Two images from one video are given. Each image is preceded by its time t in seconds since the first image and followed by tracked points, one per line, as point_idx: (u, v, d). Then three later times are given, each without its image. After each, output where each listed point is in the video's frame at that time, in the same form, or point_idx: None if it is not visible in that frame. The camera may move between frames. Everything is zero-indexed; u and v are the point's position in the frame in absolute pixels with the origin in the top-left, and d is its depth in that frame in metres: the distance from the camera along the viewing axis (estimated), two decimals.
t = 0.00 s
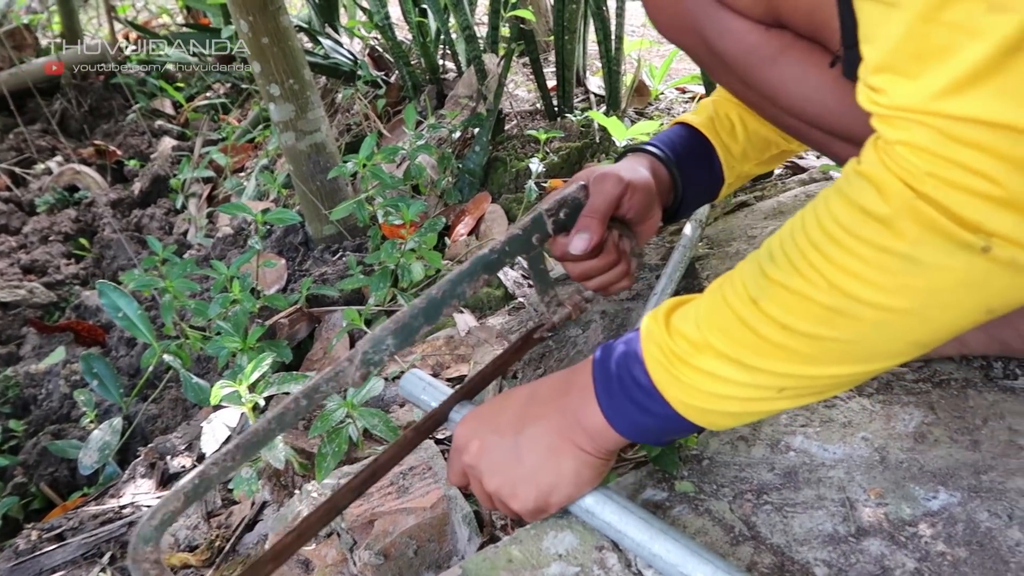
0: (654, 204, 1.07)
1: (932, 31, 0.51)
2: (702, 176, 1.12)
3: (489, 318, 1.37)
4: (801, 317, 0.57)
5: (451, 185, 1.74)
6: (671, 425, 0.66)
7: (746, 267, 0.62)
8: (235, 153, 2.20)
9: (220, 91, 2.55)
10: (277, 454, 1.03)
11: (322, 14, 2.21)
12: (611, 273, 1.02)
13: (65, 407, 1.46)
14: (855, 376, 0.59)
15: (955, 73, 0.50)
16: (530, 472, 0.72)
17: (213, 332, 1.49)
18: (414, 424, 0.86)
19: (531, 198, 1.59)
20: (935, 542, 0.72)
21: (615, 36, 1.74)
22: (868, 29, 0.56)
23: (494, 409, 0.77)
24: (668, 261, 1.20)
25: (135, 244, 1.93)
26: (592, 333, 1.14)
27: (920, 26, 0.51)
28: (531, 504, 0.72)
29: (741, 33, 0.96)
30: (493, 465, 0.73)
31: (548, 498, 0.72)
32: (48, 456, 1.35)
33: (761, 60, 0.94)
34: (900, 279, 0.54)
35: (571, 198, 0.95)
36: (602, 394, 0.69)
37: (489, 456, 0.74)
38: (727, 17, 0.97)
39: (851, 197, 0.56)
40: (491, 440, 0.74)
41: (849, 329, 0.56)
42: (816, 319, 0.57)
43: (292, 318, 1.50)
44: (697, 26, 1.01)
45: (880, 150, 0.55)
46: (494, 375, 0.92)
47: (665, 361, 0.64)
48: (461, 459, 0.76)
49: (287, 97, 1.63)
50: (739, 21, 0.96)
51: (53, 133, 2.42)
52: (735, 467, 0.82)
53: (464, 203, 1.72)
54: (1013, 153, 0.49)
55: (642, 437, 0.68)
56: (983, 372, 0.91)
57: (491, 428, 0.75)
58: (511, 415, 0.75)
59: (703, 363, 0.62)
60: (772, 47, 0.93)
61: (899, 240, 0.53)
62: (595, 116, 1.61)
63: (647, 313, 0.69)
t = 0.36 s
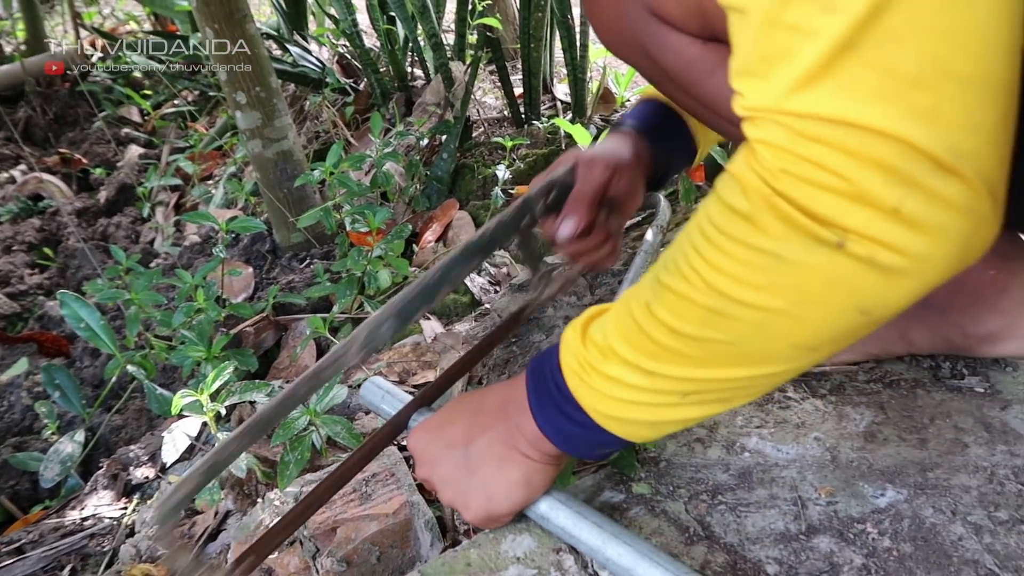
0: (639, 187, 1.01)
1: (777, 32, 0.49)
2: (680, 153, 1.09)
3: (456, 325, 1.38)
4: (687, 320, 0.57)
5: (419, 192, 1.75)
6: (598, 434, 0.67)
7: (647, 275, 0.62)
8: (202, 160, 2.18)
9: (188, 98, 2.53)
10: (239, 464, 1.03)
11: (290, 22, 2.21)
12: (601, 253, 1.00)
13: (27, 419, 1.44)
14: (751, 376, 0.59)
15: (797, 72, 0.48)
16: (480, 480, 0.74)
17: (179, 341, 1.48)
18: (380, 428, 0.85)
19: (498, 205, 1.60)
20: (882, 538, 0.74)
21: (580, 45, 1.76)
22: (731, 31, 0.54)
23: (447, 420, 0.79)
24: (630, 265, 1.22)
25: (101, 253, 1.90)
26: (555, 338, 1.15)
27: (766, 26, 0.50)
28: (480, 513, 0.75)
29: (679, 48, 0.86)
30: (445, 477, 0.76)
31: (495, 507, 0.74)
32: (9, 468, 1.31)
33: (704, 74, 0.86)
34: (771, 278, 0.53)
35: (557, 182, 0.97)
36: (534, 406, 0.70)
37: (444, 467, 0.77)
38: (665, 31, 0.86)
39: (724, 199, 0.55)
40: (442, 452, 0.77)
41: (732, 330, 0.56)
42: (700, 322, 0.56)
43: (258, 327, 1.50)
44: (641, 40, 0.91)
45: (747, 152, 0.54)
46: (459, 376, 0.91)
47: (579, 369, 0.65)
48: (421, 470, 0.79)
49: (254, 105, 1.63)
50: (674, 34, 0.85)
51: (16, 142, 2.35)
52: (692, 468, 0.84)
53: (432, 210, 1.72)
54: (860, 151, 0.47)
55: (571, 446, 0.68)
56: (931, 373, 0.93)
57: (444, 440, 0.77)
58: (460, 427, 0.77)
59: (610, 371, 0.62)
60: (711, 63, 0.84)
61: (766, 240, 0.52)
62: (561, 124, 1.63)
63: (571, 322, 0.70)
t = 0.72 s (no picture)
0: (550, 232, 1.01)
1: (732, 14, 0.49)
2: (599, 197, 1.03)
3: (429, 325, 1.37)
4: (644, 307, 0.57)
5: (393, 192, 1.74)
6: (560, 433, 0.67)
7: (609, 263, 0.62)
8: (175, 160, 2.16)
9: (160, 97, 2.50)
10: (208, 467, 1.03)
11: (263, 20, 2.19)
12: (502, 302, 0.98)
13: None
14: (708, 364, 0.59)
15: (751, 53, 0.48)
16: (441, 482, 0.74)
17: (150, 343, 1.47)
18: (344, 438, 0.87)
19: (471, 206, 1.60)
20: (845, 534, 0.75)
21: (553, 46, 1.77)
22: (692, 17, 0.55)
23: (409, 423, 0.79)
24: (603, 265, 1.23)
25: (71, 254, 1.88)
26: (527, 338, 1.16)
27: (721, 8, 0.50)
28: (441, 514, 0.74)
29: (650, 54, 0.80)
30: (408, 477, 0.76)
31: (456, 510, 0.74)
32: None
33: (674, 79, 0.80)
34: (725, 262, 0.53)
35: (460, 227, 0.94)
36: (499, 405, 0.71)
37: (405, 469, 0.77)
38: (637, 36, 0.80)
39: (679, 184, 0.55)
40: (405, 453, 0.77)
41: (689, 316, 0.56)
42: (657, 308, 0.56)
43: (230, 328, 1.49)
44: (611, 46, 0.84)
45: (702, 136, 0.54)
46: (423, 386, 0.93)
47: (543, 364, 0.66)
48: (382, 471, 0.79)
49: (226, 105, 1.62)
50: (649, 40, 0.79)
51: None
52: (660, 467, 0.84)
53: (406, 210, 1.72)
54: (810, 134, 0.47)
55: (535, 446, 0.69)
56: (895, 370, 0.95)
57: (406, 440, 0.78)
58: (425, 428, 0.78)
59: (574, 362, 0.63)
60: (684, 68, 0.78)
61: (718, 224, 0.52)
62: (534, 124, 1.63)
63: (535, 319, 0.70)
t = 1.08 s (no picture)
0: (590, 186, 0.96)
1: (729, 37, 0.49)
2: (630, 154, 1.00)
3: (417, 329, 1.37)
4: (640, 320, 0.57)
5: (380, 195, 1.74)
6: (550, 432, 0.68)
7: (601, 274, 0.62)
8: (161, 164, 2.15)
9: (145, 100, 2.49)
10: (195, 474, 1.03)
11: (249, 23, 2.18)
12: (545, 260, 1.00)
13: None
14: (700, 373, 0.59)
15: (751, 76, 0.48)
16: (426, 487, 0.75)
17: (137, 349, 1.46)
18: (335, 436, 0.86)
19: (458, 208, 1.60)
20: (830, 535, 0.76)
21: (539, 48, 1.77)
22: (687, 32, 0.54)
23: (394, 423, 0.79)
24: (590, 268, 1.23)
25: (56, 260, 1.86)
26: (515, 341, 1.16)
27: (717, 30, 0.50)
28: (428, 518, 0.75)
29: (641, 46, 0.81)
30: (391, 481, 0.76)
31: (443, 511, 0.75)
32: None
33: (664, 73, 0.81)
34: (720, 276, 0.53)
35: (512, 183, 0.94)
36: (488, 404, 0.71)
37: (388, 471, 0.77)
38: (631, 30, 0.82)
39: (674, 198, 0.55)
40: (388, 455, 0.77)
41: (685, 328, 0.56)
42: (653, 321, 0.57)
43: (217, 334, 1.48)
44: (604, 39, 0.87)
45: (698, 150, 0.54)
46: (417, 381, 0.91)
47: (536, 370, 0.65)
48: (365, 473, 0.79)
49: (211, 109, 1.61)
50: (640, 32, 0.81)
51: None
52: (646, 470, 0.85)
53: (394, 213, 1.71)
54: (807, 154, 0.48)
55: (526, 443, 0.70)
56: (879, 370, 0.96)
57: (389, 443, 0.78)
58: (408, 430, 0.78)
59: (568, 372, 0.63)
60: (671, 61, 0.79)
61: (713, 239, 0.52)
62: (520, 126, 1.64)
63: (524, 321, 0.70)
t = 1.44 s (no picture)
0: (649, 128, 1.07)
1: (725, 18, 0.49)
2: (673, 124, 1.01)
3: (424, 331, 1.37)
4: (629, 322, 0.57)
5: (386, 197, 1.74)
6: (551, 439, 0.67)
7: (597, 277, 0.62)
8: (167, 167, 2.16)
9: (151, 104, 2.49)
10: (202, 476, 1.02)
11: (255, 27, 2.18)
12: (615, 194, 1.04)
13: None
14: (693, 378, 0.58)
15: (741, 60, 0.47)
16: (433, 493, 0.74)
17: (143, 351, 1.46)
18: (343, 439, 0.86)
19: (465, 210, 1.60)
20: (842, 539, 0.75)
21: (544, 49, 1.77)
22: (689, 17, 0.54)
23: (401, 428, 0.79)
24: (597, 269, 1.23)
25: (63, 263, 1.86)
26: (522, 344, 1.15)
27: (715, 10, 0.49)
28: (434, 525, 0.74)
29: (656, 38, 0.81)
30: (398, 487, 0.76)
31: (449, 518, 0.74)
32: None
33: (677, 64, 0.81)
34: (706, 275, 0.52)
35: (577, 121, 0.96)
36: (491, 412, 0.70)
37: (395, 478, 0.76)
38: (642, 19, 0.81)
39: (664, 195, 0.55)
40: (394, 461, 0.77)
41: (672, 330, 0.55)
42: (642, 322, 0.56)
43: (223, 336, 1.49)
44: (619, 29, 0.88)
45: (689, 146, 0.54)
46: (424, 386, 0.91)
47: (533, 376, 0.65)
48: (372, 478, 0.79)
49: (217, 111, 1.61)
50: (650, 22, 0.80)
51: None
52: (655, 473, 0.84)
53: (400, 215, 1.71)
54: (791, 144, 0.46)
55: (530, 451, 0.69)
56: (889, 372, 0.95)
57: (395, 449, 0.78)
58: (415, 437, 0.77)
59: (562, 377, 0.63)
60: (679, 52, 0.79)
61: (700, 236, 0.52)
62: (527, 128, 1.63)
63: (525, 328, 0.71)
